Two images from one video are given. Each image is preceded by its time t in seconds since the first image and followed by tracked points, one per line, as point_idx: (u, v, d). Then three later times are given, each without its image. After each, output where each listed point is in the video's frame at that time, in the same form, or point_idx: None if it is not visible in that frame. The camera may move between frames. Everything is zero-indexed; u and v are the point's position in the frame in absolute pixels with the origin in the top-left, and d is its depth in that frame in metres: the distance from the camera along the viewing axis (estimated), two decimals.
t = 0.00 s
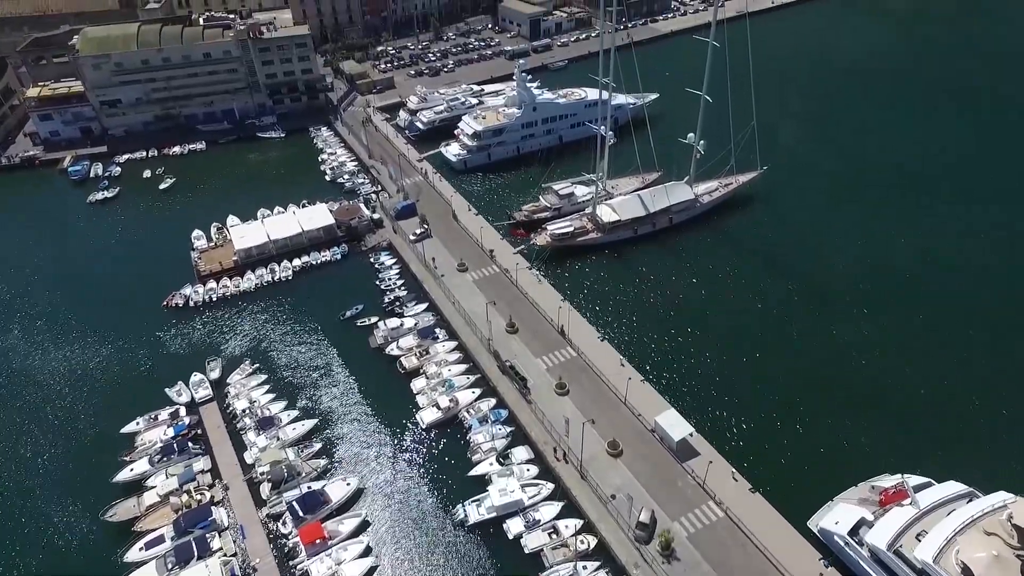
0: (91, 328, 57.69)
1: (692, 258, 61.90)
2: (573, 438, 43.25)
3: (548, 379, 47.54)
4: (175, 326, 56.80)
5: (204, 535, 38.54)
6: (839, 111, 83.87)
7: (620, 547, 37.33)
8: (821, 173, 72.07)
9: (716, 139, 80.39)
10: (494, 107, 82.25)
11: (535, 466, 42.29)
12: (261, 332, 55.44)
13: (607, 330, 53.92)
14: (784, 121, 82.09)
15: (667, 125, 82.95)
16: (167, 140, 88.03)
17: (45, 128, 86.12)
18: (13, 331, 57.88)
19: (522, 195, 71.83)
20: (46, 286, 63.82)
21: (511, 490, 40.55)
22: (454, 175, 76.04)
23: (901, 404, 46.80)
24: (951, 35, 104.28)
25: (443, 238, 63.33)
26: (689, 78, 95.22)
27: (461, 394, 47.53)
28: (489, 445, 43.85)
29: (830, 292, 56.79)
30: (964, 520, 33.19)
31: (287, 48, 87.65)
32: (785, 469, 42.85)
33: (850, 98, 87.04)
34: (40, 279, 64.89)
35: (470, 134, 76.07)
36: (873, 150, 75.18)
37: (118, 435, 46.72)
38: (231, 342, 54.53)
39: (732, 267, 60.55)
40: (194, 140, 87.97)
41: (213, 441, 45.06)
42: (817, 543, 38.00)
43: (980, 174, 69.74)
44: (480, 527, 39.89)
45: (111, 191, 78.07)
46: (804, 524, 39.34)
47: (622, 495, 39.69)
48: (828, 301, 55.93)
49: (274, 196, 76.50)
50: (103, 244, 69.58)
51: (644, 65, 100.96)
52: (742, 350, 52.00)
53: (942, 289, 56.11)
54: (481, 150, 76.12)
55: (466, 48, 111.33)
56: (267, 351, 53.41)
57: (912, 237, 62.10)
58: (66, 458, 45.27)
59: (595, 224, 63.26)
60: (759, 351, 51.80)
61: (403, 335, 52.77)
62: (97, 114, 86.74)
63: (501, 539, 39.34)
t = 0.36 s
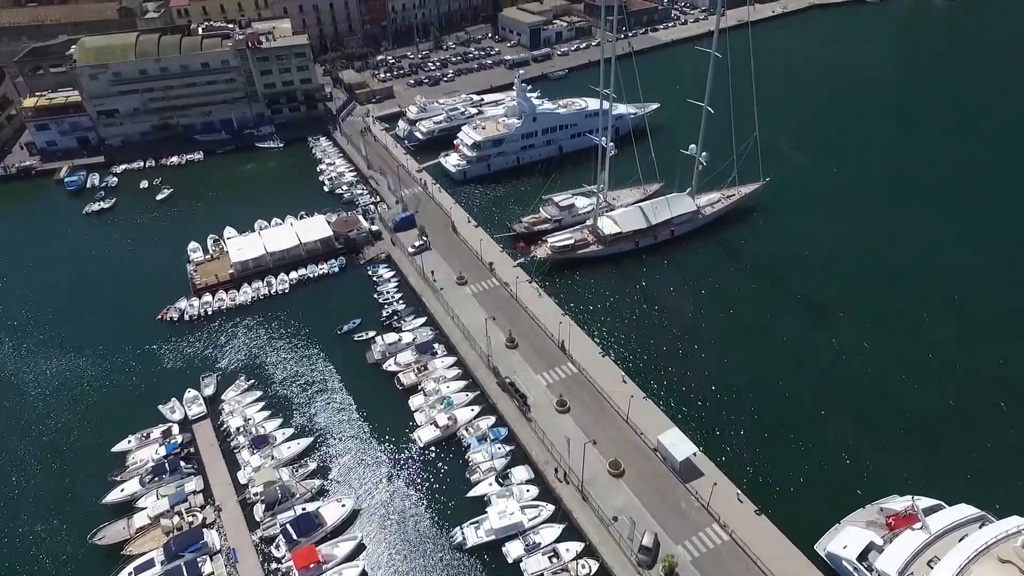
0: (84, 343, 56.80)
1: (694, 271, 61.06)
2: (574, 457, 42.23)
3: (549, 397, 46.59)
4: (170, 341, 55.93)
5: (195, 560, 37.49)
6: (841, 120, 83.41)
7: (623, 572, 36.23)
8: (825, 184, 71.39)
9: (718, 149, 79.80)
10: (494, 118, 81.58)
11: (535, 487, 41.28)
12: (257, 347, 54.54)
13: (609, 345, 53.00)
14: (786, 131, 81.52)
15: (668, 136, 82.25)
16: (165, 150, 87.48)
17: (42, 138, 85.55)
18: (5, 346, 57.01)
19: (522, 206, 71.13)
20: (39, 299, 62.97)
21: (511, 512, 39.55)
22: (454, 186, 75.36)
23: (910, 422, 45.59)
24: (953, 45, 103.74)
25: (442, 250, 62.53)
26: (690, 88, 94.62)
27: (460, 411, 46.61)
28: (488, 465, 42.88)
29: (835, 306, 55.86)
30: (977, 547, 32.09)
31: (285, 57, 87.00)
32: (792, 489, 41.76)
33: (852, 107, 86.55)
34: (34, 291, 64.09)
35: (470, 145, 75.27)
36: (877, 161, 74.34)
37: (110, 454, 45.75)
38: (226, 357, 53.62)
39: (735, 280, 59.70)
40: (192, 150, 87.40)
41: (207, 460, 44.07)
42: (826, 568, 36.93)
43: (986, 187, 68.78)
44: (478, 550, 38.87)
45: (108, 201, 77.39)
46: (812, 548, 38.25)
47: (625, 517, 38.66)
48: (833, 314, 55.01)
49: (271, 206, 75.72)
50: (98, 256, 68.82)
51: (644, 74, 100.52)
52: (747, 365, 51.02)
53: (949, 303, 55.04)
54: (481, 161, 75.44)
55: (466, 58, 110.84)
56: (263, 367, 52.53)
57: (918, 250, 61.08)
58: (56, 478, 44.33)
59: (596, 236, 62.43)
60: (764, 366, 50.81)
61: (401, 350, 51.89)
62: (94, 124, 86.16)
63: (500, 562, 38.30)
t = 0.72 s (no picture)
0: (77, 357, 55.92)
1: (697, 283, 60.31)
2: (575, 476, 41.34)
3: (549, 413, 45.72)
4: (164, 355, 55.07)
5: None
6: (842, 131, 83.20)
7: None
8: (826, 196, 70.98)
9: (719, 159, 79.33)
10: (493, 128, 81.13)
11: (535, 507, 40.35)
12: (252, 362, 53.67)
13: (610, 359, 52.13)
14: (788, 142, 81.17)
15: (669, 146, 81.74)
16: (162, 160, 86.84)
17: (38, 148, 84.93)
18: None
19: (522, 217, 70.44)
20: (33, 312, 62.10)
21: (511, 534, 38.59)
22: (453, 196, 74.69)
23: (917, 439, 44.79)
24: (952, 58, 103.81)
25: (442, 262, 61.79)
26: (691, 97, 94.19)
27: (459, 428, 45.73)
28: (487, 484, 41.97)
29: (839, 320, 55.16)
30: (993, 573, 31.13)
31: (284, 67, 86.46)
32: (798, 509, 40.82)
33: (853, 118, 86.38)
34: (27, 304, 63.22)
35: (470, 155, 74.16)
36: (878, 173, 74.10)
37: (101, 472, 44.82)
38: (221, 372, 52.75)
39: (738, 292, 58.95)
40: (189, 160, 86.78)
41: (200, 479, 43.13)
42: None
43: (988, 202, 68.42)
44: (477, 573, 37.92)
45: (104, 212, 76.63)
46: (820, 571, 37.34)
47: (627, 539, 37.73)
48: (838, 328, 54.30)
49: (269, 216, 74.98)
50: (93, 267, 67.97)
51: (645, 83, 100.21)
52: (750, 380, 50.20)
53: (954, 319, 54.41)
54: (480, 171, 74.83)
55: (465, 66, 110.53)
56: (258, 382, 51.66)
57: (922, 265, 60.55)
58: (47, 499, 43.37)
59: (597, 247, 61.71)
60: (768, 381, 49.97)
61: (399, 365, 51.06)
62: (91, 134, 85.53)
63: None
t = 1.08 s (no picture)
0: (69, 371, 54.93)
1: (699, 295, 59.46)
2: (576, 496, 40.38)
3: (550, 430, 44.78)
4: (158, 369, 54.11)
5: None
6: (845, 141, 82.68)
7: None
8: (829, 206, 70.32)
9: (721, 169, 78.67)
10: (493, 137, 80.57)
11: (536, 528, 39.33)
12: (247, 376, 52.73)
13: (612, 374, 51.19)
14: (789, 152, 80.63)
15: (670, 156, 81.13)
16: (160, 170, 86.16)
17: (34, 157, 84.28)
18: None
19: (522, 228, 69.71)
20: (25, 324, 61.10)
21: (511, 556, 37.55)
22: (452, 206, 73.99)
23: (925, 458, 43.80)
24: (953, 67, 103.48)
25: (440, 274, 60.99)
26: (691, 107, 93.72)
27: (457, 446, 44.80)
28: (486, 503, 40.99)
29: (844, 334, 54.26)
30: None
31: (282, 76, 85.94)
32: (805, 531, 39.82)
33: (855, 127, 85.86)
34: (19, 316, 62.20)
35: (470, 165, 73.74)
36: (880, 184, 73.52)
37: (92, 491, 43.82)
38: (215, 387, 51.79)
39: (740, 304, 58.12)
40: (186, 170, 86.12)
41: (193, 498, 42.15)
42: None
43: (993, 214, 67.58)
44: None
45: (99, 222, 75.86)
46: None
47: (630, 561, 36.72)
48: (842, 342, 53.42)
49: (266, 227, 74.26)
50: (88, 279, 67.09)
51: (645, 92, 99.77)
52: (754, 395, 49.21)
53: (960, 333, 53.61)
54: (479, 181, 74.21)
55: (465, 75, 110.14)
56: (253, 397, 50.73)
57: (927, 278, 59.66)
58: (35, 519, 42.31)
59: (598, 259, 60.95)
60: (773, 396, 49.02)
61: (396, 380, 50.18)
62: (87, 143, 84.90)
63: None
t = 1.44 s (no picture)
0: (62, 386, 53.99)
1: (702, 308, 58.52)
2: (578, 518, 39.39)
3: (550, 449, 43.82)
4: (152, 385, 53.16)
5: None
6: (848, 151, 81.94)
7: None
8: (832, 217, 69.46)
9: (723, 179, 77.94)
10: (493, 148, 79.86)
11: (536, 551, 38.29)
12: (243, 392, 51.80)
13: (614, 389, 50.19)
14: (792, 162, 79.90)
15: (671, 166, 80.37)
16: (157, 180, 85.51)
17: (31, 167, 83.68)
18: None
19: (522, 239, 68.91)
20: (18, 337, 60.23)
21: None
22: (452, 217, 73.23)
23: (936, 476, 42.59)
24: (955, 76, 102.89)
25: (440, 287, 60.16)
26: (692, 116, 93.12)
27: (456, 465, 43.83)
28: (485, 525, 39.97)
29: (850, 347, 53.19)
30: None
31: (281, 86, 85.32)
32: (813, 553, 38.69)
33: (858, 137, 85.13)
34: (12, 330, 61.31)
35: (469, 175, 73.30)
36: (885, 194, 72.69)
37: (82, 512, 42.79)
38: (209, 403, 50.86)
39: (744, 317, 57.12)
40: (183, 180, 85.45)
41: (185, 519, 41.17)
42: None
43: (999, 224, 66.65)
44: None
45: (95, 233, 75.11)
46: None
47: None
48: (849, 355, 52.35)
49: (264, 238, 73.49)
50: (83, 291, 66.20)
51: (646, 101, 99.18)
52: (759, 411, 48.13)
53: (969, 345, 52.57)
54: (479, 192, 73.51)
55: (465, 84, 109.61)
56: (249, 414, 49.79)
57: (934, 291, 58.55)
58: (23, 541, 41.28)
59: (599, 272, 60.10)
60: (778, 412, 47.93)
61: (394, 396, 49.23)
62: (85, 153, 84.29)
63: None
